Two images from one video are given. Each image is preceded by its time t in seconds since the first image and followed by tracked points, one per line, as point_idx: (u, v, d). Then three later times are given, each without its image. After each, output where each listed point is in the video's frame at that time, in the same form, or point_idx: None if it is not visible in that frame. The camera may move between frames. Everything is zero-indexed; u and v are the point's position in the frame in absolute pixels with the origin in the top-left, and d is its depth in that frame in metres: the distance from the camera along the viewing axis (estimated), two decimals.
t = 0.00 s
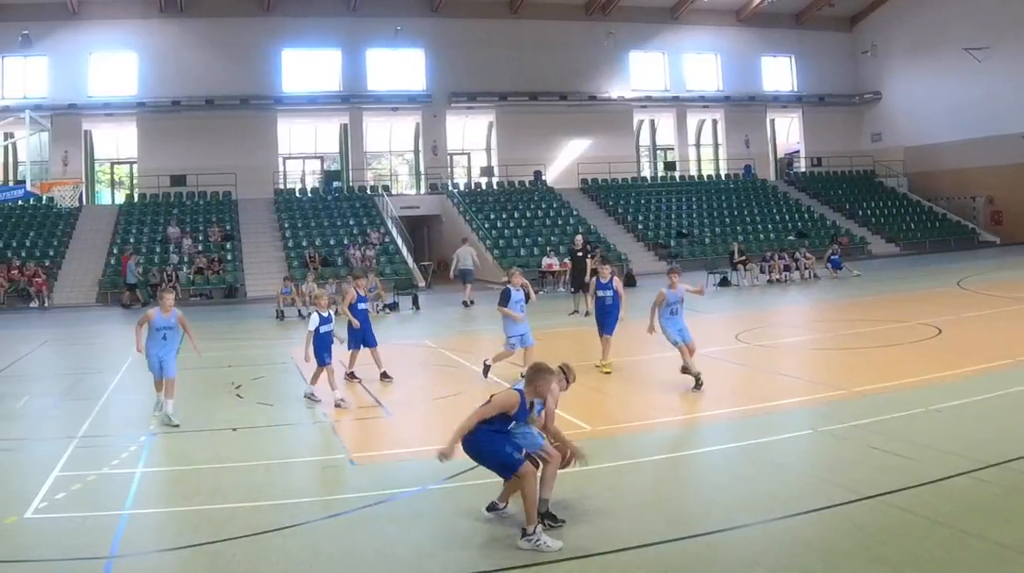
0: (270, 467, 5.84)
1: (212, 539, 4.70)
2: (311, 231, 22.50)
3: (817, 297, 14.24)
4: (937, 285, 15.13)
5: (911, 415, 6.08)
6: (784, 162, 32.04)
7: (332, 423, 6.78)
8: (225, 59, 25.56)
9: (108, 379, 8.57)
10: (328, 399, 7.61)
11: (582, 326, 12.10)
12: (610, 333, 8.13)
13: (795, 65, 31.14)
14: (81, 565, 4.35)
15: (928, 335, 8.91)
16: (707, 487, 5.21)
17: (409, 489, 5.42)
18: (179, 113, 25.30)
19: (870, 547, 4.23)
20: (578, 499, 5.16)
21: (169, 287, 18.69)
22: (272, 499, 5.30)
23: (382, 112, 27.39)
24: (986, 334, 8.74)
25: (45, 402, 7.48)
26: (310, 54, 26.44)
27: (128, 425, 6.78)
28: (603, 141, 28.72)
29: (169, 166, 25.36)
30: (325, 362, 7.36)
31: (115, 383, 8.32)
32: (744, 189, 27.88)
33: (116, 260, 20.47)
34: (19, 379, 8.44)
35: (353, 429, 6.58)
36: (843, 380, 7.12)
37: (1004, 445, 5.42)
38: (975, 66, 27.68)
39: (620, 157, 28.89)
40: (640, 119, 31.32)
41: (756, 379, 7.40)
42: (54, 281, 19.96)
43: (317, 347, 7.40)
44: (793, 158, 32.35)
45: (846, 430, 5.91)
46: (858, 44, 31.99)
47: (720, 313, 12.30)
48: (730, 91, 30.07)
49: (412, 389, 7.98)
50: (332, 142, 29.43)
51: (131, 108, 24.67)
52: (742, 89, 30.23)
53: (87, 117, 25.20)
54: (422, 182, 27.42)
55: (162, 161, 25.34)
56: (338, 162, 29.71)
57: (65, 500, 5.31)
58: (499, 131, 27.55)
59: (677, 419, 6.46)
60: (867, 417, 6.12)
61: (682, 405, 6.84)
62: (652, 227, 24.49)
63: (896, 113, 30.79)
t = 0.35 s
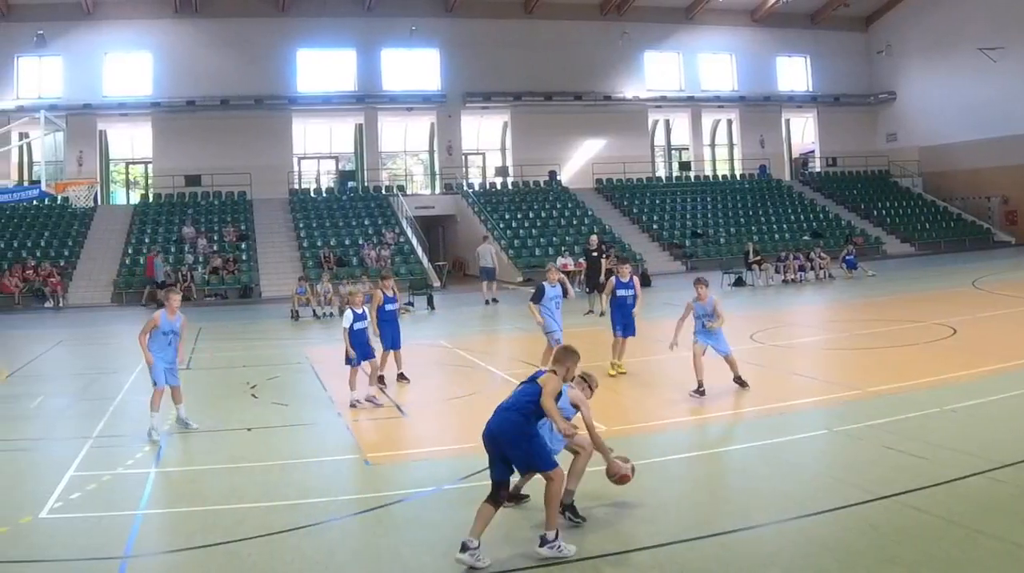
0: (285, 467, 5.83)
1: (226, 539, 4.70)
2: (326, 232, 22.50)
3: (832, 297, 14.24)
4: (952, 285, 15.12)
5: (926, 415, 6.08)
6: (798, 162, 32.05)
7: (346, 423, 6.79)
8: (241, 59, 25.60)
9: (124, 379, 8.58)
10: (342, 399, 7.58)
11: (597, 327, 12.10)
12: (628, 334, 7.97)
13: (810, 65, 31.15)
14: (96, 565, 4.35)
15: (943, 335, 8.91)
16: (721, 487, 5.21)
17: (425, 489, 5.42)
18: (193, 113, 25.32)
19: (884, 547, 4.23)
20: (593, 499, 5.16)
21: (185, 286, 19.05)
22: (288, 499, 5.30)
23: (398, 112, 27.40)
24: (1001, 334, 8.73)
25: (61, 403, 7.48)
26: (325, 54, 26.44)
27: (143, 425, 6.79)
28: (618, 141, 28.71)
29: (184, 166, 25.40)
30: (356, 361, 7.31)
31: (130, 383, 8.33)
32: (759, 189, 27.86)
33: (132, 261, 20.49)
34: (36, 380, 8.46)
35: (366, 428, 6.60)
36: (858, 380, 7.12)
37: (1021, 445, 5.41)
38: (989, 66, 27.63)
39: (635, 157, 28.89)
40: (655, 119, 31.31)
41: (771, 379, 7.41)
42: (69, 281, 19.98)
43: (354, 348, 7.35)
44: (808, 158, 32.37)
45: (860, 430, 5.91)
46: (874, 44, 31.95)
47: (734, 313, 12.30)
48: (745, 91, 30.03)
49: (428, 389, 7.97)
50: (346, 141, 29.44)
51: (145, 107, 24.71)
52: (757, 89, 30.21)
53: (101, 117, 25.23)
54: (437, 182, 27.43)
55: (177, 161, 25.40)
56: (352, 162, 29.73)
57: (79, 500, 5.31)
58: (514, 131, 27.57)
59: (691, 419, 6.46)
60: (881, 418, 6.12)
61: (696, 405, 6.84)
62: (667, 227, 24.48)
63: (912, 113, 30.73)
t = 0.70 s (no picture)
0: (299, 467, 5.83)
1: (240, 539, 4.70)
2: (340, 232, 22.50)
3: (846, 297, 14.22)
4: (966, 285, 15.10)
5: (939, 415, 6.08)
6: (812, 162, 32.04)
7: (360, 423, 6.80)
8: (254, 59, 25.64)
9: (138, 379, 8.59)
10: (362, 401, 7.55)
11: (611, 327, 12.10)
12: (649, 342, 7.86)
13: (823, 65, 31.17)
14: (108, 565, 4.35)
15: (955, 335, 8.91)
16: (734, 487, 5.22)
17: (439, 489, 5.43)
18: (206, 113, 25.34)
19: (897, 547, 4.23)
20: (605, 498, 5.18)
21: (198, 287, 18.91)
22: (301, 499, 5.30)
23: (410, 112, 27.42)
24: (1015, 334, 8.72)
25: (76, 402, 7.49)
26: (339, 54, 26.48)
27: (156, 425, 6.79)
28: (631, 141, 28.71)
29: (197, 166, 25.45)
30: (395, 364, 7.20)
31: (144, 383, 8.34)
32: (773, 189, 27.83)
33: (147, 261, 20.51)
34: (52, 379, 8.48)
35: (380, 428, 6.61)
36: (870, 380, 7.13)
37: None
38: (1003, 66, 27.55)
39: (648, 157, 28.88)
40: (669, 119, 31.27)
41: (783, 379, 7.41)
42: (82, 282, 19.96)
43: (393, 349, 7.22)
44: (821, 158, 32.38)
45: (872, 430, 5.92)
46: (887, 44, 31.91)
47: (747, 313, 12.31)
48: (759, 91, 30.02)
49: (444, 389, 7.97)
50: (360, 141, 29.44)
51: (159, 107, 24.71)
52: (771, 89, 30.21)
53: (114, 117, 25.26)
54: (450, 182, 27.43)
55: (191, 161, 25.43)
56: (366, 162, 29.72)
57: (93, 500, 5.31)
58: (528, 131, 27.56)
59: (704, 419, 6.46)
60: (893, 417, 6.13)
61: (710, 404, 6.85)
62: (681, 226, 24.48)
63: (926, 113, 30.67)
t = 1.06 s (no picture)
0: (313, 467, 5.83)
1: (254, 539, 4.70)
2: (354, 232, 22.51)
3: (860, 297, 14.21)
4: (979, 285, 15.08)
5: (953, 415, 6.08)
6: (825, 163, 32.03)
7: (374, 423, 6.79)
8: (269, 59, 25.69)
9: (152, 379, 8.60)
10: (378, 401, 7.55)
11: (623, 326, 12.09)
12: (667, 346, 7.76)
13: (836, 65, 31.17)
14: (122, 565, 4.35)
15: (968, 335, 8.91)
16: (748, 487, 5.22)
17: (452, 489, 5.43)
18: (220, 113, 25.38)
19: (911, 547, 4.23)
20: (619, 499, 5.18)
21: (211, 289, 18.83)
22: (313, 499, 5.30)
23: (424, 112, 27.42)
24: None
25: (89, 402, 7.50)
26: (353, 54, 26.50)
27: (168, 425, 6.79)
28: (645, 141, 28.68)
29: (210, 166, 25.46)
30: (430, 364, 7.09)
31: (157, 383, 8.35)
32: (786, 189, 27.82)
33: (162, 261, 20.56)
34: (66, 379, 8.50)
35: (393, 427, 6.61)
36: (884, 380, 7.12)
37: None
38: (1016, 65, 27.48)
39: (661, 157, 28.87)
40: (682, 119, 31.23)
41: (796, 379, 7.42)
42: (95, 281, 19.94)
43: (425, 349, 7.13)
44: (835, 158, 32.39)
45: (886, 430, 5.92)
46: (900, 44, 31.89)
47: (760, 313, 12.30)
48: (772, 91, 30.01)
49: (458, 389, 7.97)
50: (373, 141, 29.45)
51: (172, 107, 24.74)
52: (784, 89, 30.21)
53: (128, 117, 25.32)
54: (463, 182, 27.45)
55: (204, 161, 25.45)
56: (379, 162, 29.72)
57: (106, 500, 5.31)
58: (541, 131, 27.58)
59: (718, 419, 6.46)
60: (907, 417, 6.13)
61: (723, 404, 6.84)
62: (693, 226, 24.47)
63: (940, 113, 30.61)
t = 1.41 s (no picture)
0: (327, 467, 5.83)
1: (267, 540, 4.70)
2: (367, 231, 22.51)
3: (874, 297, 14.19)
4: (993, 285, 15.04)
5: (967, 415, 6.08)
6: (839, 163, 32.00)
7: (388, 423, 6.80)
8: (283, 59, 25.74)
9: (167, 378, 8.61)
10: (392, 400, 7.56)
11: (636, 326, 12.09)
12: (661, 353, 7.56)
13: (850, 65, 31.16)
14: (136, 565, 4.35)
15: (982, 335, 8.90)
16: (762, 488, 5.21)
17: (466, 489, 5.43)
18: (233, 113, 25.42)
19: (924, 547, 4.23)
20: (633, 499, 5.17)
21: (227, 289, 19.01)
22: (327, 499, 5.30)
23: (437, 112, 27.44)
24: None
25: (104, 402, 7.50)
26: (367, 54, 26.53)
27: (181, 425, 6.79)
28: (658, 141, 28.66)
29: (224, 166, 25.50)
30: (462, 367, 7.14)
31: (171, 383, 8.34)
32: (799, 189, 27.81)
33: (175, 260, 20.58)
34: (81, 378, 8.51)
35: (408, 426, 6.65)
36: (897, 380, 7.12)
37: None
38: None
39: (674, 157, 28.85)
40: (696, 119, 31.20)
41: (810, 379, 7.41)
42: (109, 282, 19.96)
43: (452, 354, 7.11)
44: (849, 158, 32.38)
45: (901, 430, 5.91)
46: (914, 44, 31.84)
47: (773, 313, 12.28)
48: (785, 91, 29.98)
49: (471, 389, 7.97)
50: (386, 141, 29.43)
51: (186, 107, 24.80)
52: (798, 89, 30.19)
53: (142, 117, 25.36)
54: (477, 181, 27.47)
55: (217, 161, 25.49)
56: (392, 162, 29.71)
57: (120, 500, 5.31)
58: (554, 131, 27.60)
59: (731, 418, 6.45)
60: (919, 417, 6.13)
61: (737, 404, 6.84)
62: (708, 226, 24.43)
63: (954, 114, 30.54)
